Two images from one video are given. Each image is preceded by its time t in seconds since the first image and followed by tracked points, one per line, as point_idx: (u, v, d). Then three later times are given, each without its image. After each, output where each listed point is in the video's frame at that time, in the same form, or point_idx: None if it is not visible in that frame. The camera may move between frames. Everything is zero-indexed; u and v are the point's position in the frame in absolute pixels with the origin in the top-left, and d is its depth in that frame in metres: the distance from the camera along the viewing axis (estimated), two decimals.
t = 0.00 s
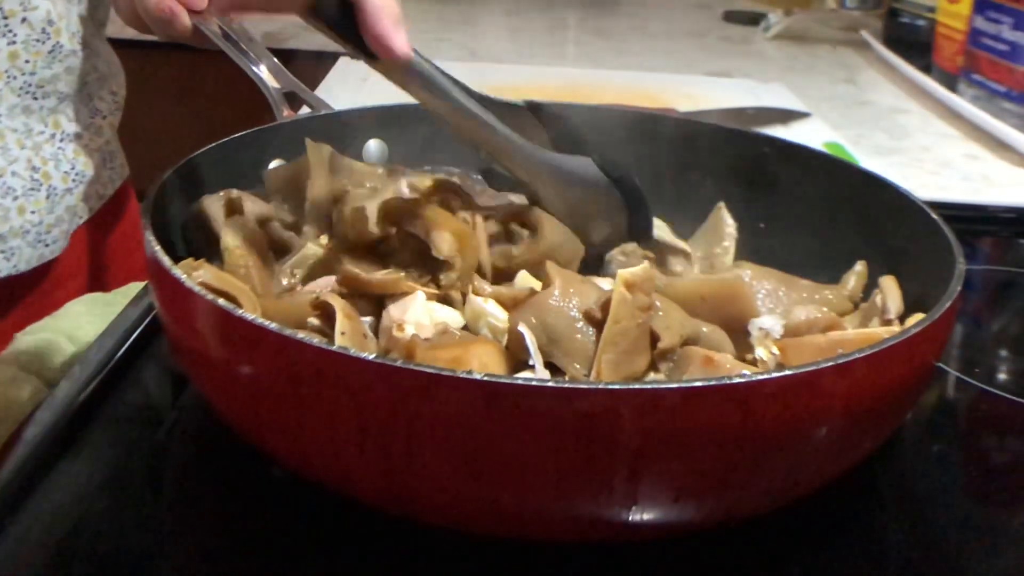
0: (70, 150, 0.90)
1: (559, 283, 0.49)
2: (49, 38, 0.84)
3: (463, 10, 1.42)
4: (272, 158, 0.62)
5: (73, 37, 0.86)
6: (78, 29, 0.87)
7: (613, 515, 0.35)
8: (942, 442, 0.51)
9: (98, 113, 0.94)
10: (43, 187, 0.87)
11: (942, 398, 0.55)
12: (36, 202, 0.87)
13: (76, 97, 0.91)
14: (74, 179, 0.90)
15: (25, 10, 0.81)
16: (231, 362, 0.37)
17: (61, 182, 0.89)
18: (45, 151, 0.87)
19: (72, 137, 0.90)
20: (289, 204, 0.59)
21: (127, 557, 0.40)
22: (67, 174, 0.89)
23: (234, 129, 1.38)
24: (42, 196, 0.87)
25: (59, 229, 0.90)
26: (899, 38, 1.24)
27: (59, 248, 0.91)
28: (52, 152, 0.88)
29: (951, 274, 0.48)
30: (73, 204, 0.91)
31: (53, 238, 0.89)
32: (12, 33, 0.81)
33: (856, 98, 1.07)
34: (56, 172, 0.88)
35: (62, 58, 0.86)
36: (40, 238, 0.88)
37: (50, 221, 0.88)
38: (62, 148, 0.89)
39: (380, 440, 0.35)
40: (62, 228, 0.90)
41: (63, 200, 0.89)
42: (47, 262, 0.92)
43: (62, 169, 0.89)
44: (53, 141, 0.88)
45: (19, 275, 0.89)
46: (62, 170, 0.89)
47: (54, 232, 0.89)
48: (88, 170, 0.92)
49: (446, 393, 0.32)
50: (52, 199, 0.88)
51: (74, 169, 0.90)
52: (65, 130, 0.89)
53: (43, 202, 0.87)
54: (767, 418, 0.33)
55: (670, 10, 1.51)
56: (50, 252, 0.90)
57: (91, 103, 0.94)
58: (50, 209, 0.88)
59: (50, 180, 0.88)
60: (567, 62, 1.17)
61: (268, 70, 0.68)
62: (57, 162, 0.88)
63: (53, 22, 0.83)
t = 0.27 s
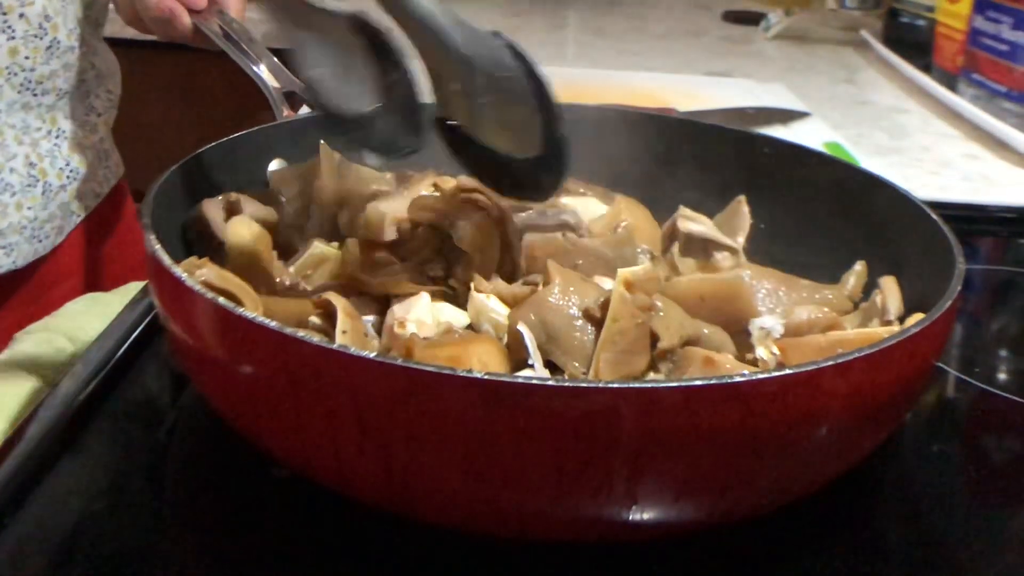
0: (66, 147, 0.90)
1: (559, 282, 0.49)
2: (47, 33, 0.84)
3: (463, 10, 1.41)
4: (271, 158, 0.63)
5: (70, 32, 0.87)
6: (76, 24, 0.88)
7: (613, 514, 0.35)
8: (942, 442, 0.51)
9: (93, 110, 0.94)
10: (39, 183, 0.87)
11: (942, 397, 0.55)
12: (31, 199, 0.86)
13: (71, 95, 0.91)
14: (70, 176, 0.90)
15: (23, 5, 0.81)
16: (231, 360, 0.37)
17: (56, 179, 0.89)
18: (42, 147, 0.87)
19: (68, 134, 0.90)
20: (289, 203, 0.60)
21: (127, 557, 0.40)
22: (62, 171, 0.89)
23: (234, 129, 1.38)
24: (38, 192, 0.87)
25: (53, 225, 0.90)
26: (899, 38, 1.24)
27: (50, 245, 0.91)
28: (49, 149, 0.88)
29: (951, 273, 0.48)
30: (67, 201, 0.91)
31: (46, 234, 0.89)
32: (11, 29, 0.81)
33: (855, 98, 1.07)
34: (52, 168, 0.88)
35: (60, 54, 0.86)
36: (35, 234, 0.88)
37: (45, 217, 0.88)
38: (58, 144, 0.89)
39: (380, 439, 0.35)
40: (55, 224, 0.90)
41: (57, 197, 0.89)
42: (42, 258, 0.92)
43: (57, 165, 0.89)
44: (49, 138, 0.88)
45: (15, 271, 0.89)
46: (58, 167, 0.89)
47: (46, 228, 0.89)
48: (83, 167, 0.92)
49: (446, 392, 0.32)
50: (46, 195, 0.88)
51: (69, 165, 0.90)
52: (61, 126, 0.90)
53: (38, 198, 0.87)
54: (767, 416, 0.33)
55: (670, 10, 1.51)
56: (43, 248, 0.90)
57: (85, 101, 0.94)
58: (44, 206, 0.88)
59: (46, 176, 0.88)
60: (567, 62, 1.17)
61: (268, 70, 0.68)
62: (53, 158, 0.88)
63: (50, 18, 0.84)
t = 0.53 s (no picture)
0: (60, 147, 0.90)
1: (559, 283, 0.49)
2: (42, 35, 0.84)
3: (464, 10, 1.42)
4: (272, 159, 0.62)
5: (66, 34, 0.87)
6: (72, 25, 0.88)
7: (614, 514, 0.35)
8: (942, 443, 0.51)
9: (87, 111, 0.94)
10: (31, 184, 0.87)
11: (942, 397, 0.55)
12: (24, 199, 0.86)
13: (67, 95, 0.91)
14: (62, 175, 0.90)
15: (18, 6, 0.82)
16: (231, 361, 0.37)
17: (49, 179, 0.89)
18: (35, 147, 0.87)
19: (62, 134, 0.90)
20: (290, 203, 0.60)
21: (125, 558, 0.40)
22: (54, 171, 0.89)
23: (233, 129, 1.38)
24: (30, 192, 0.87)
25: (46, 225, 0.90)
26: (899, 39, 1.24)
27: (43, 245, 0.90)
28: (42, 149, 0.88)
29: (951, 272, 0.48)
30: (60, 201, 0.91)
31: (39, 234, 0.89)
32: (6, 29, 0.82)
33: (855, 98, 1.07)
34: (44, 169, 0.88)
35: (55, 54, 0.86)
36: (27, 233, 0.88)
37: (38, 217, 0.88)
38: (51, 144, 0.89)
39: (380, 440, 0.35)
40: (48, 224, 0.90)
41: (49, 198, 0.89)
42: (36, 257, 0.92)
43: (49, 166, 0.89)
44: (42, 138, 0.88)
45: (8, 270, 0.89)
46: (51, 167, 0.89)
47: (39, 228, 0.89)
48: (74, 168, 0.92)
49: (446, 393, 0.32)
50: (39, 195, 0.88)
51: (61, 165, 0.90)
52: (56, 127, 0.89)
53: (30, 198, 0.87)
54: (767, 417, 0.33)
55: (670, 10, 1.51)
56: (37, 247, 0.90)
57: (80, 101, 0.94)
58: (37, 206, 0.88)
59: (38, 177, 0.87)
60: (566, 62, 1.17)
61: (267, 70, 0.68)
62: (45, 159, 0.88)
63: (46, 18, 0.84)
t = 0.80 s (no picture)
0: (60, 148, 0.90)
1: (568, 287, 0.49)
2: (45, 37, 0.84)
3: (465, 13, 1.42)
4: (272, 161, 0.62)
5: (68, 36, 0.87)
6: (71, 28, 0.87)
7: (614, 515, 0.35)
8: (943, 444, 0.51)
9: (87, 112, 0.95)
10: (34, 186, 0.86)
11: (943, 399, 0.55)
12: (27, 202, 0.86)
13: (65, 97, 0.91)
14: (64, 177, 0.90)
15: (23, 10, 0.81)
16: (231, 362, 0.37)
17: (51, 181, 0.88)
18: (37, 150, 0.87)
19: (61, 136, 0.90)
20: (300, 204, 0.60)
21: (124, 558, 0.40)
22: (56, 172, 0.89)
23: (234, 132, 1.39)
24: (33, 195, 0.86)
25: (49, 229, 0.89)
26: (900, 42, 1.24)
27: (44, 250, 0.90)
28: (43, 152, 0.88)
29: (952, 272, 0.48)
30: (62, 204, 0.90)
31: (42, 237, 0.88)
32: (10, 32, 0.81)
33: (856, 100, 1.07)
34: (47, 171, 0.88)
35: (57, 57, 0.86)
36: (31, 235, 0.87)
37: (41, 220, 0.88)
38: (52, 146, 0.89)
39: (381, 441, 0.35)
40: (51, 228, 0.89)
41: (52, 200, 0.89)
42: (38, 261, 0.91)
43: (51, 167, 0.88)
44: (43, 140, 0.88)
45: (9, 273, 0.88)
46: (53, 168, 0.89)
47: (42, 231, 0.88)
48: (74, 170, 0.92)
49: (446, 393, 0.32)
50: (42, 197, 0.87)
51: (63, 167, 0.90)
52: (55, 129, 0.89)
53: (33, 201, 0.86)
54: (767, 417, 0.33)
55: (671, 13, 1.51)
56: (39, 250, 0.89)
57: (80, 102, 0.94)
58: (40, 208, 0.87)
59: (41, 179, 0.87)
60: (567, 65, 1.17)
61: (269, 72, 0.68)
62: (47, 161, 0.88)
63: (48, 21, 0.84)
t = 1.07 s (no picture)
0: (64, 146, 0.90)
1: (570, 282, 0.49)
2: (47, 36, 0.83)
3: (464, 10, 1.42)
4: (272, 158, 0.62)
5: (71, 35, 0.85)
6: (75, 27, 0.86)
7: (615, 514, 0.35)
8: (942, 442, 0.51)
9: (88, 110, 0.94)
10: (36, 182, 0.87)
11: (942, 398, 0.55)
12: (31, 198, 0.87)
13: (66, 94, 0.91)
14: (67, 174, 0.90)
15: (26, 9, 0.81)
16: (232, 361, 0.37)
17: (54, 178, 0.89)
18: (39, 147, 0.87)
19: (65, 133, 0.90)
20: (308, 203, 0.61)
21: (125, 556, 0.40)
22: (59, 170, 0.89)
23: (233, 129, 1.39)
24: (36, 191, 0.87)
25: (55, 225, 0.89)
26: (899, 39, 1.24)
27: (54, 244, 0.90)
28: (46, 148, 0.88)
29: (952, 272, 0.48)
30: (67, 200, 0.91)
31: (48, 233, 0.89)
32: (14, 31, 0.81)
33: (855, 98, 1.07)
34: (49, 167, 0.88)
35: (60, 56, 0.85)
36: (35, 232, 0.87)
37: (45, 216, 0.88)
38: (55, 143, 0.89)
39: (383, 440, 0.35)
40: (57, 223, 0.89)
41: (56, 196, 0.89)
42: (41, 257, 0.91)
43: (54, 164, 0.89)
44: (46, 137, 0.88)
45: (14, 269, 0.89)
46: (56, 165, 0.89)
47: (48, 228, 0.88)
48: (77, 166, 0.92)
49: (448, 391, 0.32)
50: (45, 194, 0.88)
51: (66, 164, 0.90)
52: (58, 126, 0.89)
53: (37, 197, 0.87)
54: (768, 415, 0.33)
55: (670, 10, 1.51)
56: (45, 247, 0.89)
57: (80, 100, 0.94)
58: (44, 205, 0.88)
59: (44, 176, 0.88)
60: (567, 62, 1.17)
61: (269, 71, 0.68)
62: (50, 158, 0.88)
63: (52, 20, 0.83)
